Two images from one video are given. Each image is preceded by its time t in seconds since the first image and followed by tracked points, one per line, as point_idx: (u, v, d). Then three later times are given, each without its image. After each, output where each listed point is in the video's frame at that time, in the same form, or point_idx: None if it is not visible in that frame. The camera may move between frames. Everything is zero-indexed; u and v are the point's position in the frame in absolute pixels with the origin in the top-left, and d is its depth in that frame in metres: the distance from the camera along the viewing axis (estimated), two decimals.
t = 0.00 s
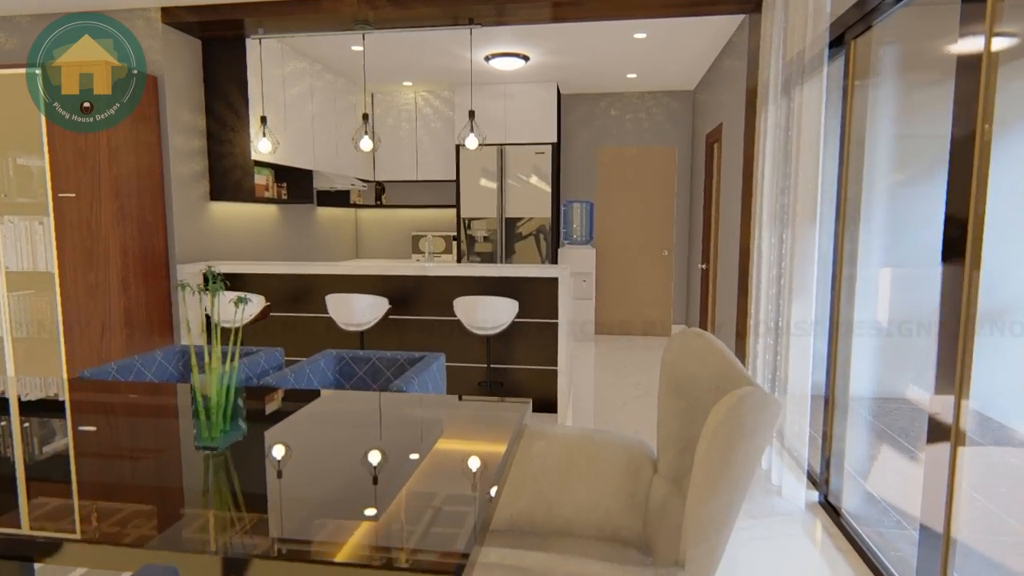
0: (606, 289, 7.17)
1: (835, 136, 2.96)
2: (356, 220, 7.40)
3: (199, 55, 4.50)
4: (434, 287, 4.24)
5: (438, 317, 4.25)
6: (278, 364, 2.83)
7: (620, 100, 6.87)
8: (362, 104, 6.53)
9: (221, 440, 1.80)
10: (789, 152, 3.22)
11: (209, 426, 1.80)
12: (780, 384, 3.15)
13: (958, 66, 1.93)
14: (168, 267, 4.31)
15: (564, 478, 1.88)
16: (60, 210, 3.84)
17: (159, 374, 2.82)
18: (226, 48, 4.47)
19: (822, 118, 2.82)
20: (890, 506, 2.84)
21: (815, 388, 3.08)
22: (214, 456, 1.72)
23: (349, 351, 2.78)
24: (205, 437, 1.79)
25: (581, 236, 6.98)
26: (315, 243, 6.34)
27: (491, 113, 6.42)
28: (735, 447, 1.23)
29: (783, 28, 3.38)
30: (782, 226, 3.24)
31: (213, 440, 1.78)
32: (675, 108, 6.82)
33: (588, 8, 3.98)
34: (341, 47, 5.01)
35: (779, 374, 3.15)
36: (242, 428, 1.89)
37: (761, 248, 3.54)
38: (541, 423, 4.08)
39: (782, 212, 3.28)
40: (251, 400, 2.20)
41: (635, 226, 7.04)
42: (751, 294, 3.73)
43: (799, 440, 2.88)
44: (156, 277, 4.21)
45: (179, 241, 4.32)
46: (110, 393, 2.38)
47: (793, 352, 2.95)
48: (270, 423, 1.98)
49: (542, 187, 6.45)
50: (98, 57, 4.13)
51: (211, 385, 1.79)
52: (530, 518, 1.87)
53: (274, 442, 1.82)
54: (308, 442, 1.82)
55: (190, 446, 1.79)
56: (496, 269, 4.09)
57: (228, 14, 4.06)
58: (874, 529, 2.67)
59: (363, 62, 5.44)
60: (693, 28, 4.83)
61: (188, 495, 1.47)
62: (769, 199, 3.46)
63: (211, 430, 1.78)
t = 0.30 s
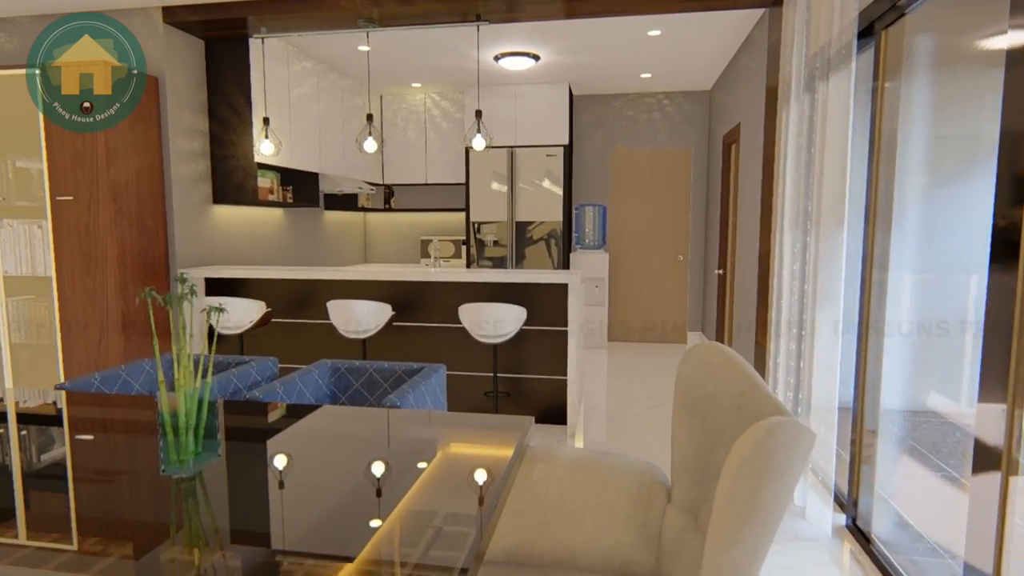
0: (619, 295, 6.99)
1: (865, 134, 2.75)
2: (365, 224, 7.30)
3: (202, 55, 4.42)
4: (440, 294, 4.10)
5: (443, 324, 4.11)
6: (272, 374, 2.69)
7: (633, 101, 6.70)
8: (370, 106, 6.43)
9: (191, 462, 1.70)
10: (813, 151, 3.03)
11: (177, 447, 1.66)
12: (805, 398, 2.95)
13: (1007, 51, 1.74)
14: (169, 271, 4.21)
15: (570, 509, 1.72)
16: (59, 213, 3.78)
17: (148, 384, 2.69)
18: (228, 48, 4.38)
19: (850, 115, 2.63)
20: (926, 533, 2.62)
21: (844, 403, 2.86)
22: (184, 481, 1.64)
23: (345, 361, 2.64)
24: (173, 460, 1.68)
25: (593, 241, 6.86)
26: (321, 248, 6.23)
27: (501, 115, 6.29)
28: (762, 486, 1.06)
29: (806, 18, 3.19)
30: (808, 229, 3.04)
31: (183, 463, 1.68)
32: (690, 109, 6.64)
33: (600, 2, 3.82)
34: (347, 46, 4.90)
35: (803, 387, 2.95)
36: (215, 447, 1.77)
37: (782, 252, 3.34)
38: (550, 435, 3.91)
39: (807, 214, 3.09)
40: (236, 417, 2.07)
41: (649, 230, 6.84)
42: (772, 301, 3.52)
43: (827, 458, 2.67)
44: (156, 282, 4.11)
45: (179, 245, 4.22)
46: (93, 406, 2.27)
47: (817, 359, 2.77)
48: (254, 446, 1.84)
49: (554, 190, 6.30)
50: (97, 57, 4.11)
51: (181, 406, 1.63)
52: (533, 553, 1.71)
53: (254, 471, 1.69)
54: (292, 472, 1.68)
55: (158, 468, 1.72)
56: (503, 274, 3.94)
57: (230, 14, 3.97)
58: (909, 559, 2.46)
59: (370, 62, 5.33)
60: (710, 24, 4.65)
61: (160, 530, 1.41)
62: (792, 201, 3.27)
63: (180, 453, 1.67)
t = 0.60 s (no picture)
0: (633, 301, 6.80)
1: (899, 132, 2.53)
2: (373, 228, 7.19)
3: (205, 55, 4.32)
4: (445, 299, 3.96)
5: (448, 331, 3.96)
6: (262, 386, 2.55)
7: (647, 101, 6.52)
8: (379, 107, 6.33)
9: (153, 490, 1.49)
10: (840, 150, 2.84)
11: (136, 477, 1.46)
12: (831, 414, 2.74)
13: None
14: (168, 277, 4.11)
15: (575, 541, 1.56)
16: (55, 215, 3.70)
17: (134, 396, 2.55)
18: (231, 48, 4.28)
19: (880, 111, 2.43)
20: (966, 563, 2.40)
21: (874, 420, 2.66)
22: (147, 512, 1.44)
23: (339, 373, 2.49)
24: (132, 490, 1.47)
25: (606, 245, 6.66)
26: (328, 252, 6.12)
27: (512, 116, 6.15)
28: (794, 540, 0.88)
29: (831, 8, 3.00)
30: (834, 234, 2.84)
31: (143, 492, 1.47)
32: (706, 109, 6.45)
33: None
34: (353, 45, 4.79)
35: (829, 402, 2.76)
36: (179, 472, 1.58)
37: (805, 258, 3.15)
38: (558, 449, 3.74)
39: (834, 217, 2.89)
40: (215, 435, 1.93)
41: (664, 234, 6.65)
42: (794, 309, 3.32)
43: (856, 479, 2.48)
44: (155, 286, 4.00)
45: (179, 248, 4.11)
46: (69, 420, 2.13)
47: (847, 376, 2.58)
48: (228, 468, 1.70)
49: (565, 194, 6.13)
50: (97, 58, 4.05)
51: (139, 429, 1.44)
52: None
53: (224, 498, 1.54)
54: (264, 499, 1.53)
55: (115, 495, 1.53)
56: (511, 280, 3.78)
57: (230, 12, 3.87)
58: None
59: (377, 62, 5.21)
60: (728, 19, 4.46)
61: (115, 550, 1.28)
62: (816, 204, 3.08)
63: (139, 482, 1.46)
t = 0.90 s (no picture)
0: (649, 308, 6.60)
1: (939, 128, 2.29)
2: (382, 232, 7.08)
3: (206, 56, 4.23)
4: (451, 306, 3.81)
5: (453, 339, 3.81)
6: (250, 399, 2.41)
7: (662, 101, 6.34)
8: (387, 109, 6.22)
9: (99, 525, 1.34)
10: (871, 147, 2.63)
11: (78, 511, 1.32)
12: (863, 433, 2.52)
13: None
14: (167, 282, 4.00)
15: None
16: (50, 219, 3.61)
17: (116, 409, 2.41)
18: (232, 48, 4.18)
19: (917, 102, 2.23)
20: None
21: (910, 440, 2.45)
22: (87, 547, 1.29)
23: (330, 386, 2.34)
24: (76, 524, 1.32)
25: (619, 251, 6.56)
26: (336, 257, 6.00)
27: (523, 118, 6.00)
28: None
29: None
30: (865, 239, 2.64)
31: (86, 527, 1.32)
32: (724, 109, 6.24)
33: None
34: (357, 44, 4.67)
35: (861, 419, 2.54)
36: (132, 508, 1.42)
37: (832, 263, 2.94)
38: (567, 464, 3.56)
39: (863, 221, 2.69)
40: (189, 454, 1.78)
41: (679, 238, 6.44)
42: (820, 318, 3.11)
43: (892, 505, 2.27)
44: (153, 292, 3.89)
45: (178, 252, 3.99)
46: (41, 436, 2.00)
47: (883, 388, 2.45)
48: (196, 493, 1.55)
49: (577, 196, 5.96)
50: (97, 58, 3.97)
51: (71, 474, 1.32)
52: None
53: (183, 531, 1.38)
54: (229, 534, 1.37)
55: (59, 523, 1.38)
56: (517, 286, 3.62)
57: (230, 10, 3.76)
58: None
59: (384, 62, 5.09)
60: (746, 13, 4.27)
61: None
62: (844, 206, 2.88)
63: (81, 515, 1.32)
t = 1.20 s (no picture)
0: (664, 314, 6.39)
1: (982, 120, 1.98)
2: (391, 236, 6.95)
3: (207, 55, 4.13)
4: (455, 313, 3.66)
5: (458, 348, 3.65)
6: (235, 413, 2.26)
7: (678, 101, 6.15)
8: (396, 111, 6.11)
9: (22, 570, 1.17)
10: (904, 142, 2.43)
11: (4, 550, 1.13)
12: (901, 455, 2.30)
13: None
14: (165, 288, 3.89)
15: None
16: (45, 222, 3.52)
17: (95, 422, 2.27)
18: (234, 47, 4.09)
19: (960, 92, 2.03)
20: None
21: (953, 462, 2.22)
22: None
23: (319, 400, 2.18)
24: None
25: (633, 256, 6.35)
26: (342, 261, 5.88)
27: (534, 118, 5.85)
28: None
29: None
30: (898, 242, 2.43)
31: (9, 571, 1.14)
32: (741, 109, 6.03)
33: None
34: (362, 42, 4.55)
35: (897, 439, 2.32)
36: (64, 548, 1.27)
37: (863, 269, 2.73)
38: (576, 480, 3.37)
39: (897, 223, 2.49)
40: (155, 479, 1.63)
41: (696, 243, 6.23)
42: (848, 326, 2.90)
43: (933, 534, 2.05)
44: (149, 296, 3.77)
45: (176, 256, 3.88)
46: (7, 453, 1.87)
47: (920, 404, 2.24)
48: (154, 530, 1.40)
49: (590, 199, 5.78)
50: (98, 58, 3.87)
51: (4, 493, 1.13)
52: None
53: None
54: None
55: None
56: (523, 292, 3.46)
57: (229, 7, 3.66)
58: None
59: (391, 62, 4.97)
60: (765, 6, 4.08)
61: None
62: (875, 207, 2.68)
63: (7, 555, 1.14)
